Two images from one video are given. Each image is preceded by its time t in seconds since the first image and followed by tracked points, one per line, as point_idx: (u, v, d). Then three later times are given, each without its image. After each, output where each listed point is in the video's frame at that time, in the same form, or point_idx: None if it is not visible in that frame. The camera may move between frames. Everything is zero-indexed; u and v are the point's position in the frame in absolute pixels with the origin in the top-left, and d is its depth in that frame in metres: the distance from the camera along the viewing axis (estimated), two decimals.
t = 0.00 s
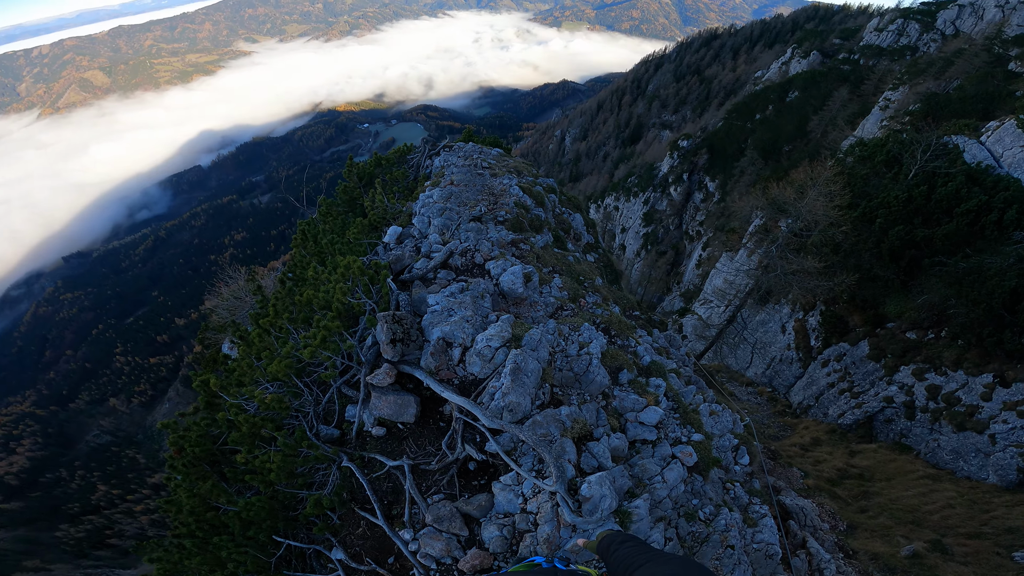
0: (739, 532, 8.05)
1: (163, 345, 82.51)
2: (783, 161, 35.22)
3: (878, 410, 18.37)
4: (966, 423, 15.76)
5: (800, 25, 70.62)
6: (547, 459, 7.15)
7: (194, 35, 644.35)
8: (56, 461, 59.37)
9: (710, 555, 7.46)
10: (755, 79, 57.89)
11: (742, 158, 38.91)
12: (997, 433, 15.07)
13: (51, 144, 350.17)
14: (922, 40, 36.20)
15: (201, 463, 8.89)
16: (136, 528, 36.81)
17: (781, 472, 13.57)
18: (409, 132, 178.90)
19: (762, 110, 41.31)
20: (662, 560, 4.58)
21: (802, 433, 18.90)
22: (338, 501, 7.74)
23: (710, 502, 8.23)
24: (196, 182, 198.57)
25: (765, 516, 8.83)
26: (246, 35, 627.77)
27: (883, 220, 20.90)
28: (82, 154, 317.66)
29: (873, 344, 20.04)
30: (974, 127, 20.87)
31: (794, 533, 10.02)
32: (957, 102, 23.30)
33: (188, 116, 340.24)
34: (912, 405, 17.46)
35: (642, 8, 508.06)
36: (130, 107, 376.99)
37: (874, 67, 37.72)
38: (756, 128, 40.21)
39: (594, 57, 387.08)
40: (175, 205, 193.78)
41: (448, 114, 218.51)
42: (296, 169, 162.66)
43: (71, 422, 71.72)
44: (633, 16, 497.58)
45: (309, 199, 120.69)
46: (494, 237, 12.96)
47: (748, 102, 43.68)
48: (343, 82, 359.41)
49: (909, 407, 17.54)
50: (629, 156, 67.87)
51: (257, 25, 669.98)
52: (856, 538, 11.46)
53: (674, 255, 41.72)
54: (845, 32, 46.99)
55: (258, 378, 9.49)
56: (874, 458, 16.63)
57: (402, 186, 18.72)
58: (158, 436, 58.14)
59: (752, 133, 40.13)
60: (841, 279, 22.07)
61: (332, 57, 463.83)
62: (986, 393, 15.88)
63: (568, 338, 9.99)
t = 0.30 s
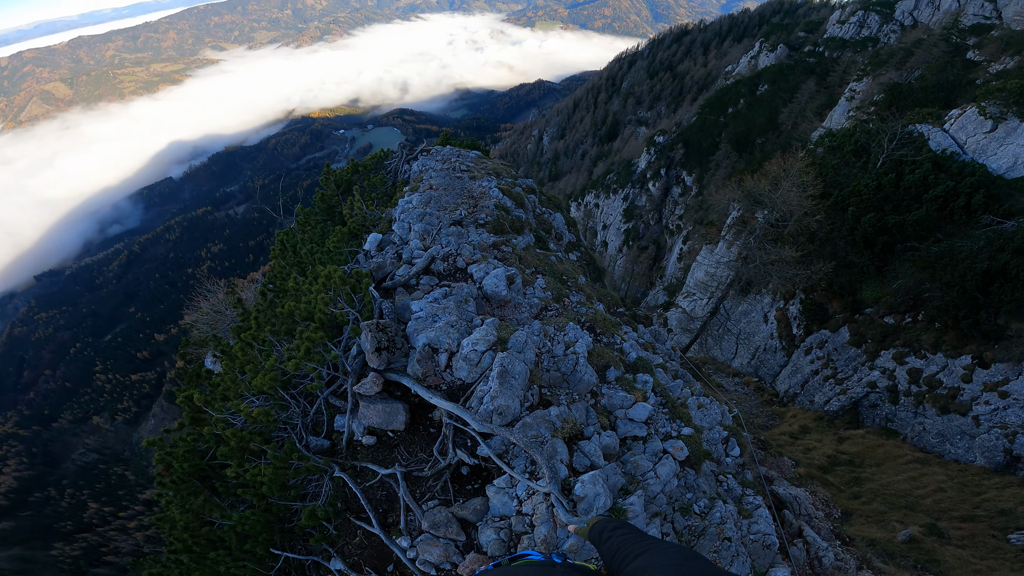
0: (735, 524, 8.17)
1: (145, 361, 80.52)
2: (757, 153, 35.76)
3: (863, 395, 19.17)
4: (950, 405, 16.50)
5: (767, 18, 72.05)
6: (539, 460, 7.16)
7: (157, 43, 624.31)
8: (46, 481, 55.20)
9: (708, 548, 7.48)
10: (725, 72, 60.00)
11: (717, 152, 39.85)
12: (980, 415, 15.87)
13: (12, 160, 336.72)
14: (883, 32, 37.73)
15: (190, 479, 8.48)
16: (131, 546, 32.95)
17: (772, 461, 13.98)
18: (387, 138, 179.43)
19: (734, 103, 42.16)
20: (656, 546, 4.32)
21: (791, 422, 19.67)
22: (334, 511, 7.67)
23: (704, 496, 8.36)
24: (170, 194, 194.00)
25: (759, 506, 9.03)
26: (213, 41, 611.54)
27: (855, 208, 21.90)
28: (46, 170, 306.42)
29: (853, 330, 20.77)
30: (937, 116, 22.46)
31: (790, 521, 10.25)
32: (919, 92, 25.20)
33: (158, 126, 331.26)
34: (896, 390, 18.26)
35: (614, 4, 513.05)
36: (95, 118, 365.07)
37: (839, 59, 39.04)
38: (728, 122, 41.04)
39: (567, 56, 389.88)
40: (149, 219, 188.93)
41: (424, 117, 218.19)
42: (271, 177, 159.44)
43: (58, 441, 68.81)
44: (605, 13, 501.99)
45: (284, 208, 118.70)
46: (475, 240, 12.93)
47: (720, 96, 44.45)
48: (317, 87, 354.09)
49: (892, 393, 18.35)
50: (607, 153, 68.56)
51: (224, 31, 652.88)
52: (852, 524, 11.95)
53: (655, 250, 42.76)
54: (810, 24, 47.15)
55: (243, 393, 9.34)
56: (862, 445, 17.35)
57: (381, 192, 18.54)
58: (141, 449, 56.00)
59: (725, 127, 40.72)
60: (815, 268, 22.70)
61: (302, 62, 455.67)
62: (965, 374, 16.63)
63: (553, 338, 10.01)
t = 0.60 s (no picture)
0: (733, 517, 8.25)
1: (130, 376, 78.84)
2: (737, 148, 36.78)
3: (852, 383, 19.58)
4: (938, 392, 16.87)
5: (740, 14, 73.15)
6: (534, 461, 7.14)
7: (130, 54, 611.10)
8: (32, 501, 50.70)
9: (707, 542, 7.56)
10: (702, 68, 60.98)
11: (698, 148, 40.41)
12: (967, 400, 16.21)
13: None
14: (852, 25, 38.93)
15: (186, 491, 8.20)
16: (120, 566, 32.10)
17: (767, 454, 14.44)
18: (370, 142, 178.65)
19: (712, 99, 42.71)
20: (660, 547, 4.29)
21: (783, 413, 20.04)
22: (331, 519, 7.57)
23: (700, 490, 8.42)
24: (149, 207, 190.09)
25: (756, 499, 9.14)
26: (188, 50, 601.90)
27: (834, 199, 22.37)
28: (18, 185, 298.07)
29: (838, 320, 21.19)
30: (908, 107, 23.38)
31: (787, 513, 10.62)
32: (889, 84, 26.29)
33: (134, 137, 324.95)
34: (883, 377, 18.68)
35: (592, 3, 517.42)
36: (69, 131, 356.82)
37: (811, 53, 39.91)
38: (707, 118, 41.56)
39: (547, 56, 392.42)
40: (129, 232, 184.93)
41: (405, 122, 217.86)
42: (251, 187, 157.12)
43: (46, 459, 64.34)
44: (583, 12, 505.97)
45: (266, 216, 117.39)
46: (460, 243, 12.89)
47: (698, 93, 44.97)
48: (297, 94, 351.02)
49: (880, 380, 18.75)
50: (590, 153, 69.08)
51: (198, 39, 643.29)
52: (849, 514, 12.55)
53: (641, 246, 43.31)
54: (782, 19, 47.94)
55: (231, 405, 9.16)
56: (854, 433, 17.66)
57: (364, 199, 18.36)
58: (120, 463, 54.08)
59: (705, 124, 41.27)
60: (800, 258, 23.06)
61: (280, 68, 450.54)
62: (951, 360, 17.06)
63: (542, 339, 10.03)
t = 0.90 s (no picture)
0: (732, 509, 8.33)
1: (117, 394, 77.40)
2: (717, 143, 36.74)
3: (840, 372, 19.84)
4: (925, 376, 17.25)
5: (714, 10, 74.30)
6: (531, 461, 7.16)
7: (103, 66, 600.12)
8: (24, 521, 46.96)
9: (709, 535, 7.61)
10: (679, 66, 61.72)
11: (678, 144, 40.97)
12: (955, 384, 16.59)
13: None
14: (821, 19, 39.26)
15: (184, 504, 8.15)
16: None
17: (763, 444, 14.80)
18: (353, 149, 177.94)
19: (690, 96, 43.22)
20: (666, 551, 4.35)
21: (775, 404, 20.31)
22: (332, 527, 7.48)
23: (699, 483, 8.48)
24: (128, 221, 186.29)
25: (755, 489, 9.23)
26: (164, 61, 592.40)
27: (812, 191, 22.81)
28: None
29: (824, 309, 21.60)
30: (878, 99, 24.33)
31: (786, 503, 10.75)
32: (860, 76, 26.88)
33: (111, 150, 318.70)
34: (871, 365, 18.98)
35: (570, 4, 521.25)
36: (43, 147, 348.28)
37: (783, 47, 40.69)
38: (686, 114, 42.09)
39: (527, 58, 394.33)
40: (109, 247, 181.14)
41: (388, 127, 217.30)
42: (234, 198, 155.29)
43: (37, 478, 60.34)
44: (562, 13, 509.60)
45: (249, 228, 116.17)
46: (447, 247, 12.87)
47: (676, 90, 45.40)
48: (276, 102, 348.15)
49: (868, 367, 19.05)
50: (572, 153, 69.58)
51: (173, 50, 633.09)
52: (849, 502, 12.97)
53: (627, 244, 43.78)
54: (754, 14, 48.26)
55: (223, 417, 9.01)
56: (847, 422, 18.01)
57: (348, 206, 18.19)
58: (105, 481, 52.93)
59: (684, 120, 41.85)
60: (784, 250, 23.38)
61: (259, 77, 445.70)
62: (936, 345, 17.48)
63: (533, 339, 10.02)
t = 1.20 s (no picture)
0: (730, 500, 8.39)
1: (106, 412, 76.02)
2: (695, 138, 37.69)
3: (829, 359, 20.29)
4: (912, 361, 17.81)
5: (687, 6, 75.60)
6: (527, 460, 7.16)
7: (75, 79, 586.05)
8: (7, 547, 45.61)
9: (709, 527, 7.65)
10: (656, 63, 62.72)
11: (659, 141, 41.59)
12: (942, 368, 17.19)
13: None
14: (791, 13, 40.60)
15: (179, 519, 7.97)
16: None
17: (757, 436, 14.92)
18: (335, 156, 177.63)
19: (668, 92, 43.91)
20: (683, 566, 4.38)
21: (766, 395, 20.53)
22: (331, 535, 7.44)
23: (695, 476, 8.52)
24: (106, 237, 182.52)
25: (752, 480, 9.34)
26: (138, 72, 581.90)
27: (791, 181, 23.34)
28: None
29: (808, 298, 22.11)
30: (849, 90, 25.47)
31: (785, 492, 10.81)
32: (830, 68, 27.90)
33: (86, 165, 311.67)
34: (859, 352, 19.51)
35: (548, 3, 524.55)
36: (14, 164, 338.98)
37: (756, 43, 41.55)
38: (665, 111, 42.74)
39: (507, 58, 396.16)
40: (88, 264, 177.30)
41: (368, 133, 216.61)
42: (210, 210, 152.08)
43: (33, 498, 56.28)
44: (541, 12, 512.61)
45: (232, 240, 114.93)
46: (433, 251, 12.84)
47: (654, 87, 46.10)
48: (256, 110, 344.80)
49: (856, 354, 19.58)
50: (554, 153, 70.11)
51: (148, 60, 622.85)
52: (848, 491, 13.21)
53: (613, 241, 44.34)
54: (726, 10, 48.78)
55: (214, 430, 8.85)
56: (839, 409, 18.38)
57: (332, 214, 18.02)
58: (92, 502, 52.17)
59: (663, 116, 42.50)
60: (768, 240, 23.42)
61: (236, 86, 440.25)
62: (920, 330, 18.12)
63: (523, 339, 10.02)
